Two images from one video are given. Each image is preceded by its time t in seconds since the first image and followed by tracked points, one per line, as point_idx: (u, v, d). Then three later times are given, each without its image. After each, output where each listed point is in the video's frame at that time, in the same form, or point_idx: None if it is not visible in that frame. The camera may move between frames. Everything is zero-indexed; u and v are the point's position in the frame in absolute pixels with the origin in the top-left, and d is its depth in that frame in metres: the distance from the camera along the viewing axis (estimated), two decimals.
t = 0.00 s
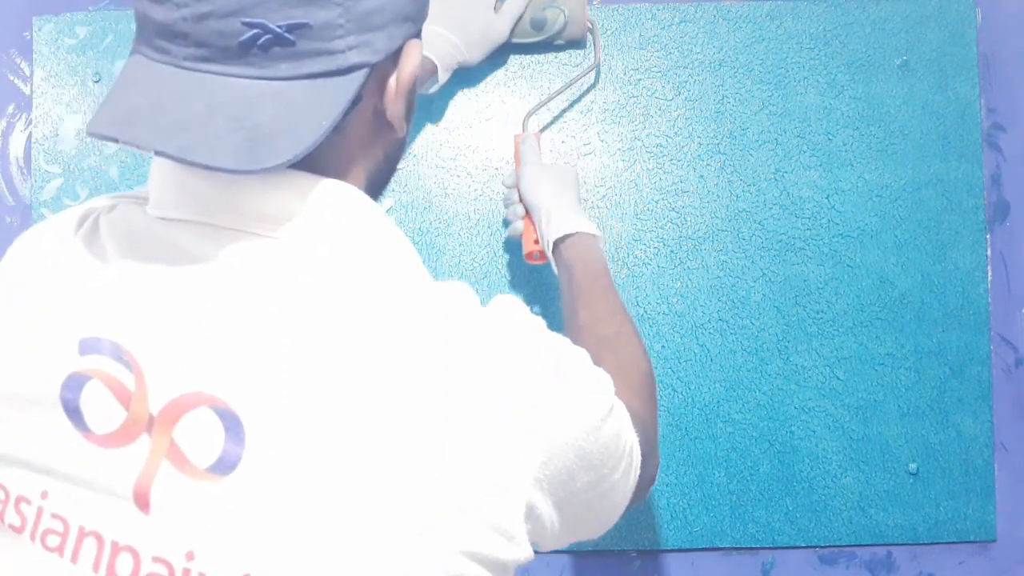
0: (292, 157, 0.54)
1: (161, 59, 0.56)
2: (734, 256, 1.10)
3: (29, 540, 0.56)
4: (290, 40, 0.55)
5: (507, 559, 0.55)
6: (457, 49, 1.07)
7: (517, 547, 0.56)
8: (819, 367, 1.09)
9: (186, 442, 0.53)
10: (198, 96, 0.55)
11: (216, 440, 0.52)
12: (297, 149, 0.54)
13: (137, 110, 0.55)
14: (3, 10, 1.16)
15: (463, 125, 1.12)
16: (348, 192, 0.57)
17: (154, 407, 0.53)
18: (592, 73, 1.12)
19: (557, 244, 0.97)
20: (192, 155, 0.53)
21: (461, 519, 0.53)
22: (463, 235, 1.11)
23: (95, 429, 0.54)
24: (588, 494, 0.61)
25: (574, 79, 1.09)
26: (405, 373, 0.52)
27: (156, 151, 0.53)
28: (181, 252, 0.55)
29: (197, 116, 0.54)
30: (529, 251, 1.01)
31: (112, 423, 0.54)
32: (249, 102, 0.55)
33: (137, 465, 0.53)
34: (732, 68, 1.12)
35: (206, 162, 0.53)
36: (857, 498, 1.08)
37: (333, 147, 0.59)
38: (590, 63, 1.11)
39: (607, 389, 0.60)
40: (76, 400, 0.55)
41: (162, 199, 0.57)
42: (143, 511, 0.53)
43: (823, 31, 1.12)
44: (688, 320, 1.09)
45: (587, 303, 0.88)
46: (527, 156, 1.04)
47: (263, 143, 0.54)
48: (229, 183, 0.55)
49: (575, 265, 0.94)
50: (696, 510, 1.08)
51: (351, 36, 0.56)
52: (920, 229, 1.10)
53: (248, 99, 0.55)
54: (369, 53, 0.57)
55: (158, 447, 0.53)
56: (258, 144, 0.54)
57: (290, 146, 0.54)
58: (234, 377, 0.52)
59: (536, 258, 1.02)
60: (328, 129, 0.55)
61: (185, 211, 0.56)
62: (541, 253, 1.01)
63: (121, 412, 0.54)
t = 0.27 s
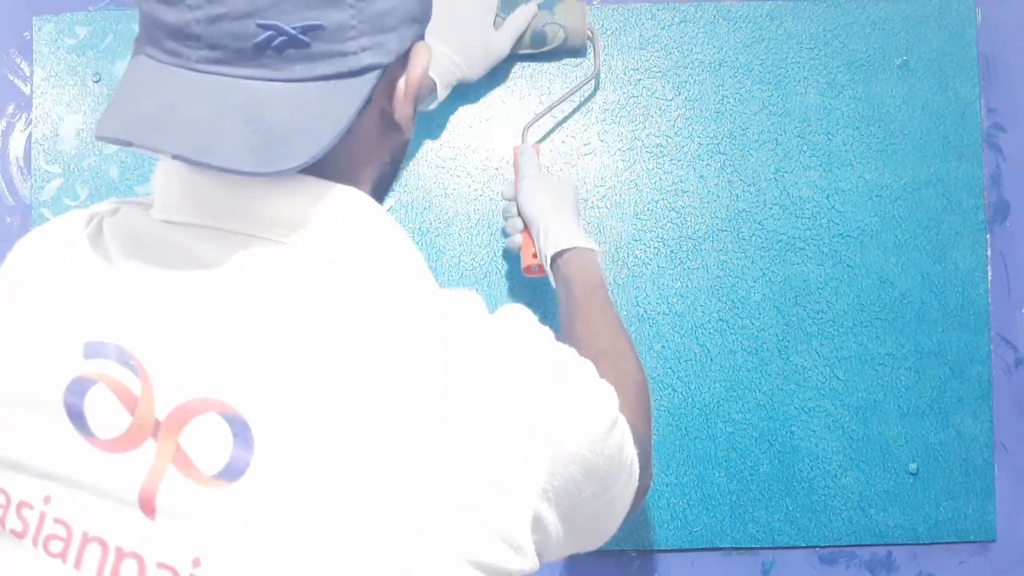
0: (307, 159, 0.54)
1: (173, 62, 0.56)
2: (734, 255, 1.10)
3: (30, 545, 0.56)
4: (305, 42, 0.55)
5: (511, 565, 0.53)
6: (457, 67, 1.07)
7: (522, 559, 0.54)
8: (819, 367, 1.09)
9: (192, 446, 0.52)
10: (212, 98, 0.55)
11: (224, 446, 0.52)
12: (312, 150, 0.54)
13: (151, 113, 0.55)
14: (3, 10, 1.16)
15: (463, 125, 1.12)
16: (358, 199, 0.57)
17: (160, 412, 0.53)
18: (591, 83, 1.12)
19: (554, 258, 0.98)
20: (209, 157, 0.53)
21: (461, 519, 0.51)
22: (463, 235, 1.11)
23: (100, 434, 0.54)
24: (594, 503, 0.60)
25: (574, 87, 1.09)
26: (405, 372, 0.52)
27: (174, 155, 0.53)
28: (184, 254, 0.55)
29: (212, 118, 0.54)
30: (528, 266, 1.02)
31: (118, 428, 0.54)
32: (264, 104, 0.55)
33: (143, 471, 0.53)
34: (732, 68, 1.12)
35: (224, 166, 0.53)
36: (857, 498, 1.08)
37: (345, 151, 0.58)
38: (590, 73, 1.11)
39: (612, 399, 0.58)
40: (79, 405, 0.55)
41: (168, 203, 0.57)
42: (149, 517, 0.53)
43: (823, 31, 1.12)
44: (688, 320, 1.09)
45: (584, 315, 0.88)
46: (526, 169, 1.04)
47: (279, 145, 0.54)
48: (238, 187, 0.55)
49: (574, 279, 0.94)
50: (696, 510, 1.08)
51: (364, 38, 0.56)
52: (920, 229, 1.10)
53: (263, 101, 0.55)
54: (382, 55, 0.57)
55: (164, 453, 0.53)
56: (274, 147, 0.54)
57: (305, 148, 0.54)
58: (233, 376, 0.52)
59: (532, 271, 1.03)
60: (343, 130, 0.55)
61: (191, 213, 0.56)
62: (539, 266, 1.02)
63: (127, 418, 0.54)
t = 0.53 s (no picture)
0: (321, 158, 0.54)
1: (180, 63, 0.56)
2: (734, 255, 1.10)
3: (35, 553, 0.56)
4: (315, 40, 0.55)
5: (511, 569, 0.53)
6: (459, 103, 1.06)
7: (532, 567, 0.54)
8: (819, 367, 1.09)
9: (199, 454, 0.52)
10: (223, 98, 0.55)
11: (232, 451, 0.52)
12: (326, 149, 0.54)
13: (162, 115, 0.55)
14: (3, 10, 1.16)
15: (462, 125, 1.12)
16: (363, 201, 0.57)
17: (165, 419, 0.53)
18: (592, 98, 1.12)
19: (556, 277, 0.98)
20: (224, 159, 0.53)
21: (462, 520, 0.51)
22: (463, 235, 1.11)
23: (103, 442, 0.54)
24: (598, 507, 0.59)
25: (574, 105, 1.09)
26: (405, 373, 0.52)
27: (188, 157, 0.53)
28: (190, 259, 0.55)
29: (223, 118, 0.54)
30: (529, 284, 1.04)
31: (121, 436, 0.54)
32: (276, 103, 0.55)
33: (148, 478, 0.53)
34: (732, 68, 1.12)
35: (241, 168, 0.53)
36: (857, 498, 1.08)
37: (352, 152, 0.58)
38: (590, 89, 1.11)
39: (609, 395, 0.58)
40: (82, 411, 0.55)
41: (171, 206, 0.57)
42: (155, 525, 0.52)
43: (823, 32, 1.12)
44: (688, 320, 1.09)
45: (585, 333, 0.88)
46: (526, 187, 1.05)
47: (293, 144, 0.54)
48: (245, 190, 0.55)
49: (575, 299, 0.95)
50: (696, 510, 1.08)
51: (372, 34, 0.56)
52: (920, 229, 1.10)
53: (274, 100, 0.55)
54: (389, 51, 0.57)
55: (170, 461, 0.53)
56: (288, 146, 0.54)
57: (319, 147, 0.54)
58: (233, 375, 0.52)
59: (534, 288, 1.05)
60: (355, 127, 0.55)
61: (194, 215, 0.56)
62: (540, 284, 1.04)
63: (131, 425, 0.54)
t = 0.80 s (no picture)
0: (324, 160, 0.54)
1: (182, 64, 0.56)
2: (734, 255, 1.10)
3: (40, 563, 0.56)
4: (317, 40, 0.55)
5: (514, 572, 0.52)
6: (461, 143, 1.08)
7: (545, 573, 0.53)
8: (819, 367, 1.09)
9: (206, 460, 0.52)
10: (224, 100, 0.55)
11: (241, 457, 0.51)
12: (329, 151, 0.54)
13: (163, 117, 0.55)
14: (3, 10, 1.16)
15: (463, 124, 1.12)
16: (369, 200, 0.57)
17: (171, 425, 0.53)
18: (592, 118, 1.12)
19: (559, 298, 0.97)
20: (225, 163, 0.53)
21: (462, 520, 0.50)
22: (463, 235, 1.11)
23: (107, 449, 0.54)
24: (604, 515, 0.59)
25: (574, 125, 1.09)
26: (405, 372, 0.52)
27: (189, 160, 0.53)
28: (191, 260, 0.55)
29: (225, 120, 0.54)
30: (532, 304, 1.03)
31: (126, 442, 0.54)
32: (277, 105, 0.55)
33: (155, 485, 0.53)
34: (732, 68, 1.12)
35: (242, 170, 0.53)
36: (857, 498, 1.08)
37: (357, 151, 0.58)
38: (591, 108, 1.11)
39: (609, 392, 0.58)
40: (83, 417, 0.55)
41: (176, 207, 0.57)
42: (165, 534, 0.52)
43: (823, 31, 1.12)
44: (688, 320, 1.09)
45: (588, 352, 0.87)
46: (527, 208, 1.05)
47: (295, 146, 0.54)
48: (249, 190, 0.55)
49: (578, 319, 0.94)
50: (696, 510, 1.08)
51: (375, 32, 0.56)
52: (920, 229, 1.10)
53: (276, 102, 0.55)
54: (393, 49, 0.57)
55: (177, 468, 0.53)
56: (290, 148, 0.54)
57: (321, 149, 0.54)
58: (233, 375, 0.52)
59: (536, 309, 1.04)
60: (358, 129, 0.55)
61: (199, 215, 0.56)
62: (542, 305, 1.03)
63: (136, 431, 0.54)
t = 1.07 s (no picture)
0: (324, 156, 0.54)
1: (178, 59, 0.56)
2: (734, 255, 1.10)
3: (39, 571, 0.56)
4: (315, 34, 0.55)
5: (515, 574, 0.51)
6: (462, 156, 1.07)
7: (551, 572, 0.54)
8: (819, 366, 1.09)
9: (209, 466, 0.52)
10: (222, 97, 0.55)
11: (246, 465, 0.51)
12: (329, 147, 0.54)
13: (161, 115, 0.55)
14: (3, 10, 1.16)
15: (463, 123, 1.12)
16: (371, 198, 0.57)
17: (173, 431, 0.53)
18: (592, 132, 1.12)
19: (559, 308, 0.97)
20: (225, 161, 0.53)
21: (462, 520, 0.50)
22: (463, 234, 1.11)
23: (105, 454, 0.54)
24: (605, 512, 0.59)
25: (574, 138, 1.09)
26: (405, 372, 0.51)
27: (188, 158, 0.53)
28: (186, 260, 0.55)
29: (223, 117, 0.54)
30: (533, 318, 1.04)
31: (126, 446, 0.54)
32: (276, 101, 0.55)
33: (157, 491, 0.53)
34: (732, 68, 1.12)
35: (241, 168, 0.53)
36: (857, 498, 1.08)
37: (358, 147, 0.58)
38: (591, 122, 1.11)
39: (612, 395, 0.58)
40: (82, 420, 0.55)
41: (174, 206, 0.57)
42: (166, 541, 0.52)
43: (823, 31, 1.12)
44: (688, 320, 1.09)
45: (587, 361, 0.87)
46: (527, 221, 1.05)
47: (294, 142, 0.54)
48: (248, 188, 0.55)
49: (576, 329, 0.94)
50: (696, 510, 1.08)
51: (375, 26, 0.56)
52: (920, 229, 1.10)
53: (275, 98, 0.55)
54: (393, 43, 0.57)
55: (178, 474, 0.52)
56: (289, 145, 0.54)
57: (321, 145, 0.54)
58: (233, 377, 0.52)
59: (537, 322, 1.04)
60: (357, 125, 0.55)
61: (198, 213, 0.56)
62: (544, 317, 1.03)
63: (136, 435, 0.54)
